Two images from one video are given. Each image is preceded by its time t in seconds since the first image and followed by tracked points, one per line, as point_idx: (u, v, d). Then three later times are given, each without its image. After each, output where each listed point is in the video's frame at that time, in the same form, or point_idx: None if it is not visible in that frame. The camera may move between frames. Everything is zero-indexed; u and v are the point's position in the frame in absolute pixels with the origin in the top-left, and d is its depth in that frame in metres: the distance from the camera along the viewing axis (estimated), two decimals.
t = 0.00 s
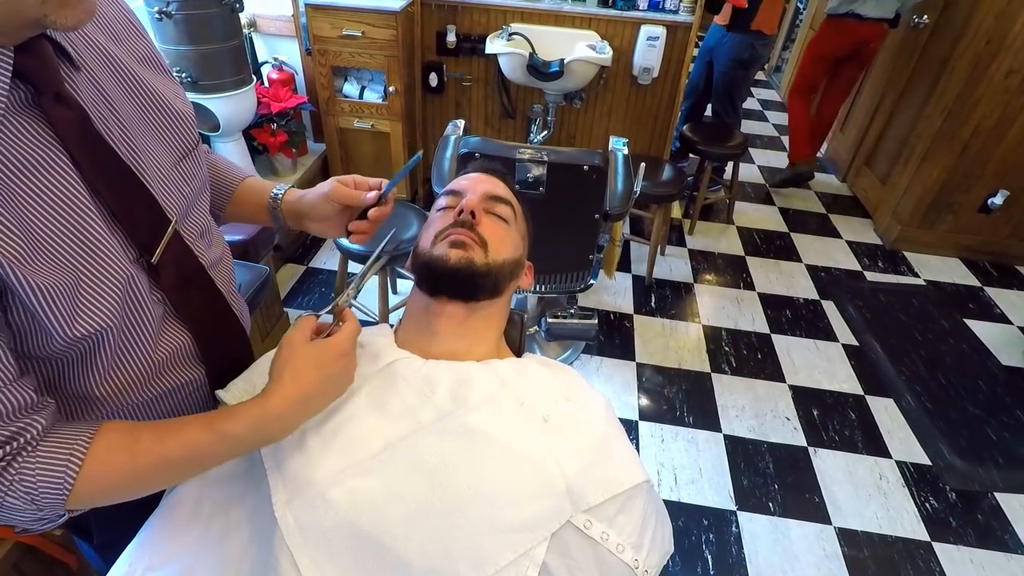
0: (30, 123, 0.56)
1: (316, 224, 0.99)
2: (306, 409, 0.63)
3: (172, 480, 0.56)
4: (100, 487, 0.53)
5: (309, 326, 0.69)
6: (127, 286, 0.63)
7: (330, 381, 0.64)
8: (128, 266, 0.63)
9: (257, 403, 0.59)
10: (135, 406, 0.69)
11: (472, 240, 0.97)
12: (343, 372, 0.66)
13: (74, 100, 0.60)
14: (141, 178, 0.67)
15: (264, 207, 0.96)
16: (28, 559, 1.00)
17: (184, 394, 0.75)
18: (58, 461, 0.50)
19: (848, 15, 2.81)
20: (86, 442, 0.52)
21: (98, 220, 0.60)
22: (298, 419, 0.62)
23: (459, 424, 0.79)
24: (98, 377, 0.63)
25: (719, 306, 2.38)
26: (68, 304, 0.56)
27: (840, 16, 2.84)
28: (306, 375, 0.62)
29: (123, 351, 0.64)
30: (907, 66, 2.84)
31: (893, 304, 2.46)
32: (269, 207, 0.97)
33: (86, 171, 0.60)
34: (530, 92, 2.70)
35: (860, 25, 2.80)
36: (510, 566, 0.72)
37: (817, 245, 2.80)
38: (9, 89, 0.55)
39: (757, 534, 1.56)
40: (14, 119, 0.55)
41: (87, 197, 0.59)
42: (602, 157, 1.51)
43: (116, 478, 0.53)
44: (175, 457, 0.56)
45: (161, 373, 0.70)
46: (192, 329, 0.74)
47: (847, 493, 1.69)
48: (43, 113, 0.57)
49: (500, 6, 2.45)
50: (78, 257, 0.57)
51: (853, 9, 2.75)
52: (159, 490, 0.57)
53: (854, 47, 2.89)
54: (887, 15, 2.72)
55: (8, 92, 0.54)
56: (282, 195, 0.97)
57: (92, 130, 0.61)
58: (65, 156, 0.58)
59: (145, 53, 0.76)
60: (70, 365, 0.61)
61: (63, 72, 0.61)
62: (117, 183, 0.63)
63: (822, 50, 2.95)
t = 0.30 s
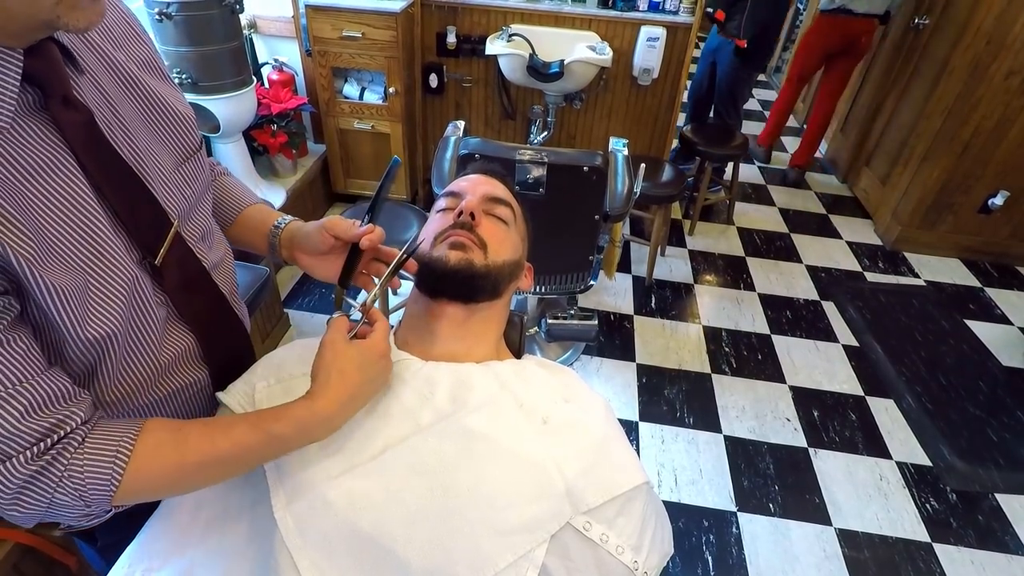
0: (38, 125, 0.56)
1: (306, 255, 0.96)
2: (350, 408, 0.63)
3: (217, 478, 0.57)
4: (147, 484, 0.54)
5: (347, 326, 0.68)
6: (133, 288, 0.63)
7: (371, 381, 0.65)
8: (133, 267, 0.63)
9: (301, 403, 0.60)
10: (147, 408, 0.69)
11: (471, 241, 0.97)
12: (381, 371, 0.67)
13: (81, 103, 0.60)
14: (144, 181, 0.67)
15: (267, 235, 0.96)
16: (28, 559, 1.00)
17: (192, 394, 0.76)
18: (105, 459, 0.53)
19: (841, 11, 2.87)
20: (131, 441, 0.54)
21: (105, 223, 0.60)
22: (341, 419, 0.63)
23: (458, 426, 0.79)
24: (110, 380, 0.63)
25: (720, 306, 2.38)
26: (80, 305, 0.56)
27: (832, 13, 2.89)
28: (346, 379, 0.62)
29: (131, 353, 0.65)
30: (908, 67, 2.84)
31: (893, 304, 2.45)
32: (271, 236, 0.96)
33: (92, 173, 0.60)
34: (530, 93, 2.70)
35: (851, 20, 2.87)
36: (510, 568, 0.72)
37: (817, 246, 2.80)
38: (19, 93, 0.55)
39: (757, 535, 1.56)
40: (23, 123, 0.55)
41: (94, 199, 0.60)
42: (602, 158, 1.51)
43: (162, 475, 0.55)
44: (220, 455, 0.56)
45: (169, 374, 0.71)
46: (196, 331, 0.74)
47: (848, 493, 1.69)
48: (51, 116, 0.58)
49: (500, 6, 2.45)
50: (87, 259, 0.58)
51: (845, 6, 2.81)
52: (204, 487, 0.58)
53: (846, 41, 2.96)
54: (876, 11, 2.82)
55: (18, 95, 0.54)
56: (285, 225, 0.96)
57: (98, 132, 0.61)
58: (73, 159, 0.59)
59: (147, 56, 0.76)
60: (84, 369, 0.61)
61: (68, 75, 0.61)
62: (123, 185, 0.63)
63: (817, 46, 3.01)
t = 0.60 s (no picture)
0: (42, 128, 0.57)
1: (313, 258, 0.96)
2: (358, 414, 0.63)
3: (228, 478, 0.58)
4: (156, 484, 0.55)
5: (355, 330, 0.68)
6: (133, 290, 0.63)
7: (379, 386, 0.65)
8: (133, 269, 0.64)
9: (311, 406, 0.60)
10: (149, 409, 0.69)
11: (471, 243, 0.97)
12: (389, 375, 0.67)
13: (84, 106, 0.60)
14: (146, 184, 0.67)
15: (272, 241, 0.96)
16: (29, 561, 1.01)
17: (192, 395, 0.76)
18: (114, 458, 0.53)
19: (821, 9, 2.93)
20: (140, 441, 0.55)
21: (107, 225, 0.60)
22: (349, 423, 0.63)
23: (458, 427, 0.79)
24: (115, 380, 0.64)
25: (720, 307, 2.38)
26: (81, 306, 0.57)
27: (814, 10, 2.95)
28: (355, 383, 0.62)
29: (130, 355, 0.65)
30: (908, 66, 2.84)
31: (894, 304, 2.45)
32: (276, 242, 0.96)
33: (94, 176, 0.60)
34: (530, 94, 2.70)
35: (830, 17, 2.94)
36: (510, 568, 0.73)
37: (817, 246, 2.80)
38: (22, 96, 0.56)
39: (758, 535, 1.56)
40: (27, 125, 0.55)
41: (96, 201, 0.60)
42: (601, 159, 1.51)
43: (171, 475, 0.55)
44: (229, 458, 0.57)
45: (169, 376, 0.71)
46: (196, 333, 0.74)
47: (848, 493, 1.69)
48: (55, 119, 0.58)
49: (500, 8, 2.45)
50: (87, 261, 0.58)
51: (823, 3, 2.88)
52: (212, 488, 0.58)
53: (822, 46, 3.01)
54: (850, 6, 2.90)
55: (21, 98, 0.54)
56: (292, 231, 0.96)
57: (101, 135, 0.61)
58: (75, 161, 0.59)
59: (150, 59, 0.76)
60: (89, 370, 0.61)
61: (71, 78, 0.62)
62: (125, 188, 0.64)
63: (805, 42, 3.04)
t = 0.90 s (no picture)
0: (49, 126, 0.57)
1: (315, 259, 0.97)
2: (361, 414, 0.63)
3: (232, 477, 0.58)
4: (159, 481, 0.55)
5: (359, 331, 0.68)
6: (136, 288, 0.63)
7: (382, 387, 0.65)
8: (137, 267, 0.64)
9: (314, 406, 0.60)
10: (151, 406, 0.69)
11: (472, 244, 0.97)
12: (394, 376, 0.67)
13: (90, 104, 0.60)
14: (150, 182, 0.67)
15: (275, 241, 0.96)
16: (29, 560, 1.00)
17: (194, 394, 0.76)
18: (118, 455, 0.53)
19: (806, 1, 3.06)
20: (144, 438, 0.55)
21: (112, 223, 0.61)
22: (353, 424, 0.63)
23: (459, 427, 0.79)
24: (118, 378, 0.64)
25: (721, 308, 2.38)
26: (86, 303, 0.57)
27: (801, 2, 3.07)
28: (359, 383, 0.62)
29: (132, 353, 0.65)
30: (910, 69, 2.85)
31: (895, 307, 2.45)
32: (280, 242, 0.96)
33: (99, 173, 0.60)
34: (532, 95, 2.70)
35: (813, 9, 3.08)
36: (510, 569, 0.73)
37: (818, 248, 2.80)
38: (30, 93, 0.56)
39: (758, 537, 1.56)
40: (33, 122, 0.55)
41: (101, 198, 0.60)
42: (603, 160, 1.52)
43: (176, 472, 0.55)
44: (234, 456, 0.57)
45: (171, 374, 0.71)
46: (198, 332, 0.74)
47: (849, 495, 1.69)
48: (62, 117, 0.58)
49: (502, 9, 2.46)
50: (91, 258, 0.58)
51: None
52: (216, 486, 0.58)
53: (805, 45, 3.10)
54: None
55: (28, 96, 0.55)
56: (294, 232, 0.96)
57: (107, 133, 0.62)
58: (81, 159, 0.59)
59: (156, 58, 0.77)
60: (93, 367, 0.61)
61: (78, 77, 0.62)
62: (130, 186, 0.64)
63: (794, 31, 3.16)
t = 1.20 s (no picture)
0: (46, 127, 0.57)
1: (314, 261, 0.97)
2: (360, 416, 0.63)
3: (233, 477, 0.58)
4: (161, 481, 0.55)
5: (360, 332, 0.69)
6: (134, 290, 0.63)
7: (383, 390, 0.65)
8: (135, 269, 0.64)
9: (314, 407, 0.59)
10: (150, 406, 0.69)
11: (471, 244, 0.97)
12: (394, 377, 0.67)
13: (88, 105, 0.60)
14: (148, 183, 0.67)
15: (275, 243, 0.96)
16: (29, 563, 1.00)
17: (192, 396, 0.76)
18: (118, 455, 0.53)
19: None
20: (144, 439, 0.55)
21: (109, 225, 0.60)
22: (354, 425, 0.63)
23: (458, 428, 0.79)
24: (116, 378, 0.64)
25: (721, 308, 2.38)
26: (83, 304, 0.57)
27: None
28: (359, 384, 0.62)
29: (130, 354, 0.65)
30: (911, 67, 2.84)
31: (895, 306, 2.45)
32: (279, 245, 0.96)
33: (97, 174, 0.60)
34: (531, 96, 2.70)
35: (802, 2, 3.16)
36: (509, 571, 0.72)
37: (818, 247, 2.80)
38: (27, 95, 0.56)
39: (759, 537, 1.56)
40: (31, 124, 0.55)
41: (98, 200, 0.60)
42: (602, 160, 1.52)
43: (176, 472, 0.55)
44: (236, 456, 0.57)
45: (169, 376, 0.71)
46: (196, 334, 0.74)
47: (850, 495, 1.69)
48: (59, 118, 0.58)
49: (500, 9, 2.45)
50: (88, 260, 0.58)
51: None
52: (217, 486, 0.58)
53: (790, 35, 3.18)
54: None
55: (25, 97, 0.55)
56: (293, 234, 0.96)
57: (105, 135, 0.62)
58: (78, 160, 0.59)
59: (155, 60, 0.77)
60: (94, 365, 0.61)
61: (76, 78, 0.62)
62: (128, 187, 0.64)
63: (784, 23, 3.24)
